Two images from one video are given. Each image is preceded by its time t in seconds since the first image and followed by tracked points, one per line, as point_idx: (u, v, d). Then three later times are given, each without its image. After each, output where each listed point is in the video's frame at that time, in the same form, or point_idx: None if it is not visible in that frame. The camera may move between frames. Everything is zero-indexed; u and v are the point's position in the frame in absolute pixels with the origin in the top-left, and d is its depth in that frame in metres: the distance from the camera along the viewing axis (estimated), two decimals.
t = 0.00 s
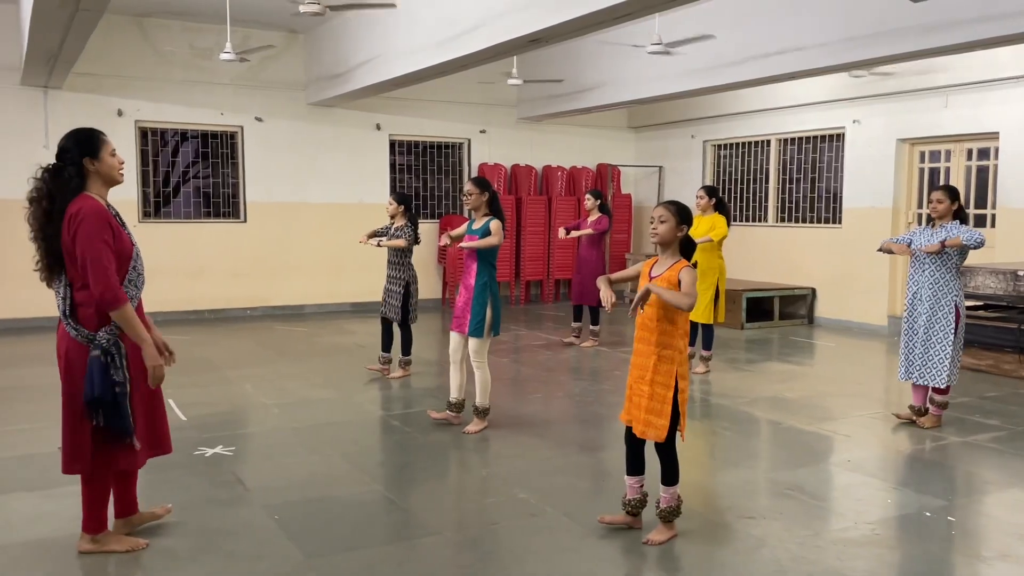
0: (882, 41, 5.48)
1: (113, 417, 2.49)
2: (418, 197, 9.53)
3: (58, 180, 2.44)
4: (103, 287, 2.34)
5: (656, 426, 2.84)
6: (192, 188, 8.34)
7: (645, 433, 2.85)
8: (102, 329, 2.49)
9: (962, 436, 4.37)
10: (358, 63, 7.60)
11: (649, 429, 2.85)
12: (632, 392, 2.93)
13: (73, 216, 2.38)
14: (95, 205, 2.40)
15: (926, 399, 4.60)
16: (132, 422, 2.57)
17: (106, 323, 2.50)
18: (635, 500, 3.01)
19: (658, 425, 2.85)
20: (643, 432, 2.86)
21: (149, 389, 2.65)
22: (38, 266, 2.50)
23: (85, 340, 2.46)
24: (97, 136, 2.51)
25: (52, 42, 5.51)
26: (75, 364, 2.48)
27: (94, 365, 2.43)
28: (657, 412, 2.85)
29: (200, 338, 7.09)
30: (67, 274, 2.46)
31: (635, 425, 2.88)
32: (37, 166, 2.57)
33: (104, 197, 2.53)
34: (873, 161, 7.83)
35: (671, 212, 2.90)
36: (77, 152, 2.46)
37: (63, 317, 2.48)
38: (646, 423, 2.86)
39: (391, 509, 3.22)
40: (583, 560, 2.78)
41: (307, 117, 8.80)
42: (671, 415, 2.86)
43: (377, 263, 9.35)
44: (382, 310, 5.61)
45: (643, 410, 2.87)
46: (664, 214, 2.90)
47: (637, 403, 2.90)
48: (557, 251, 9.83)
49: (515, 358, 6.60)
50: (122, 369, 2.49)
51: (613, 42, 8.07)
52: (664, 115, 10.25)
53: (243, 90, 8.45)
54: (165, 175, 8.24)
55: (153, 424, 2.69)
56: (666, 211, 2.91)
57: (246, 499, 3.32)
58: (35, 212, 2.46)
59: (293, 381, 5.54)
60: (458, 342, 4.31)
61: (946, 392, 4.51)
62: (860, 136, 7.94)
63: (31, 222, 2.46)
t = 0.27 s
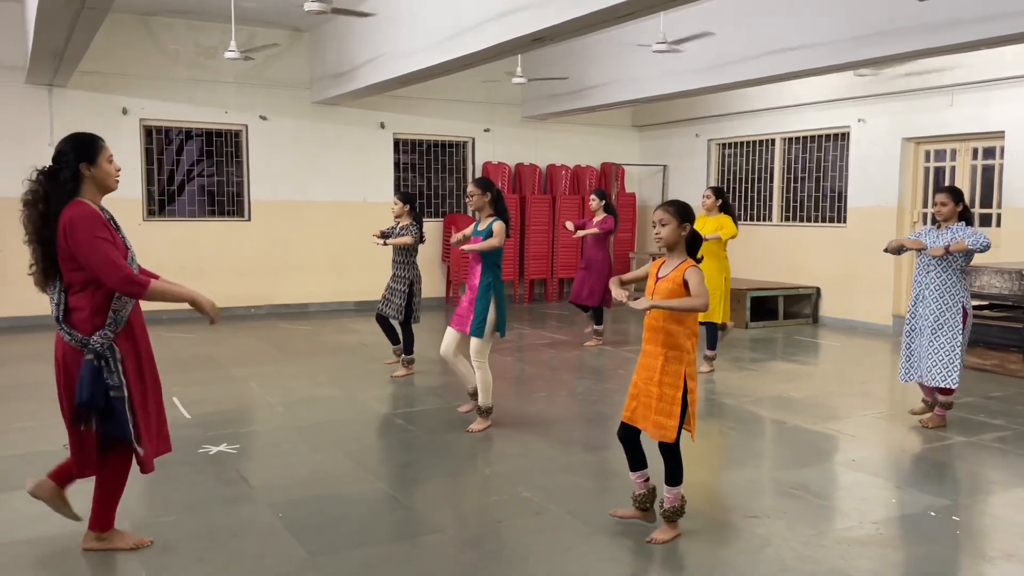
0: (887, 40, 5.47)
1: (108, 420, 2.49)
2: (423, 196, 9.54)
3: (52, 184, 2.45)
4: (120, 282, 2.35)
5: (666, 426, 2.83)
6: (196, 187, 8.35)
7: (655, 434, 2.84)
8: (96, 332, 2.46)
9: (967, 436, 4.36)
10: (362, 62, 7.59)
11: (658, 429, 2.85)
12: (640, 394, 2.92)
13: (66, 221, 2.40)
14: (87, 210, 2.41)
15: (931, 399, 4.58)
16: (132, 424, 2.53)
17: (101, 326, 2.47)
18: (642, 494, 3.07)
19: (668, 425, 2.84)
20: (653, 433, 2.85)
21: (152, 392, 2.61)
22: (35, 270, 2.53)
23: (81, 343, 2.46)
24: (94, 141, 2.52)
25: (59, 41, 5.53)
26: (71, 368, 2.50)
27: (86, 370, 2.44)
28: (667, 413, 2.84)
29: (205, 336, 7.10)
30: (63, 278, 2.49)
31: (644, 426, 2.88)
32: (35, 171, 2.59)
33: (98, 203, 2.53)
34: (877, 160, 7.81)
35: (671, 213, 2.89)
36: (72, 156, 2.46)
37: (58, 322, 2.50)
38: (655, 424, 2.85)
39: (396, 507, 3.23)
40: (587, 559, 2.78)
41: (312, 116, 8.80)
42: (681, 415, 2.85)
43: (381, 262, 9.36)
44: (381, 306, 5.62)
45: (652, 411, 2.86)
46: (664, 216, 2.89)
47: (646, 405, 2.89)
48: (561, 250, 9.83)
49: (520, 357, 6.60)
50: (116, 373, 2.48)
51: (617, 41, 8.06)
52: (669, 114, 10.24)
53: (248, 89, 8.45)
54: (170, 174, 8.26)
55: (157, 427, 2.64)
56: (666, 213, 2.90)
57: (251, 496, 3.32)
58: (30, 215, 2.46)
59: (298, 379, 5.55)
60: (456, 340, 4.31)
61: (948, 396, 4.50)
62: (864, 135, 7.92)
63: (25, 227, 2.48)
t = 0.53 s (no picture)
0: (891, 38, 5.46)
1: (113, 417, 2.49)
2: (425, 194, 9.54)
3: (48, 180, 2.45)
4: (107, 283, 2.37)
5: (663, 423, 2.83)
6: (199, 185, 8.36)
7: (652, 430, 2.84)
8: (99, 329, 2.48)
9: (970, 435, 4.36)
10: (366, 59, 7.59)
11: (655, 427, 2.84)
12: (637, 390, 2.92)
13: (62, 218, 2.41)
14: (82, 207, 2.42)
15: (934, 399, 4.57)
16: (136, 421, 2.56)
17: (105, 323, 2.49)
18: (648, 499, 3.03)
19: (664, 422, 2.83)
20: (649, 429, 2.85)
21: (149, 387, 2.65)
22: (30, 266, 2.53)
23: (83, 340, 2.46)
24: (89, 137, 2.52)
25: (62, 38, 5.53)
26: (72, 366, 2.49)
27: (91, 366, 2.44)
28: (664, 409, 2.84)
29: (208, 333, 7.11)
30: (61, 275, 2.49)
31: (641, 423, 2.87)
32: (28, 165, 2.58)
33: (92, 199, 2.54)
34: (881, 158, 7.80)
35: (672, 214, 2.89)
36: (67, 152, 2.47)
37: (60, 319, 2.49)
38: (652, 420, 2.85)
39: (399, 505, 3.23)
40: (590, 557, 2.78)
41: (315, 114, 8.81)
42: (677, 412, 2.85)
43: (383, 260, 9.36)
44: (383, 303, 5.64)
45: (648, 406, 2.86)
46: (664, 218, 2.89)
47: (643, 401, 2.89)
48: (564, 248, 9.82)
49: (522, 355, 6.60)
50: (120, 369, 2.50)
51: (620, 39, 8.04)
52: (672, 112, 10.22)
53: (251, 87, 8.46)
54: (173, 171, 8.26)
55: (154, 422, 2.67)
56: (667, 214, 2.89)
57: (254, 494, 3.33)
58: (23, 210, 2.46)
59: (300, 377, 5.56)
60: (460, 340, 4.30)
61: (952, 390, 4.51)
62: (868, 134, 7.90)
63: (21, 223, 2.48)
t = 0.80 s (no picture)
0: (894, 36, 5.44)
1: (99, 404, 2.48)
2: (427, 191, 9.54)
3: (44, 164, 2.44)
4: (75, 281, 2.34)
5: (647, 415, 2.86)
6: (202, 182, 8.36)
7: (638, 421, 2.88)
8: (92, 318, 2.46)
9: (972, 433, 4.35)
10: (368, 57, 7.59)
11: (640, 417, 2.87)
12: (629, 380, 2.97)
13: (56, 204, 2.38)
14: (78, 194, 2.40)
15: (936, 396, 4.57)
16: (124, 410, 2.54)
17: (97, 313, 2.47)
18: (651, 491, 3.03)
19: (649, 414, 2.85)
20: (635, 420, 2.89)
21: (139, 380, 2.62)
22: (20, 251, 2.49)
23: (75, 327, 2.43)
24: (88, 126, 2.52)
25: (65, 36, 5.53)
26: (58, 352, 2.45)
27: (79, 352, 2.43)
28: (649, 401, 2.86)
29: (210, 331, 7.12)
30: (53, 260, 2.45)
31: (630, 413, 2.92)
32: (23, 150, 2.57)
33: (86, 187, 2.53)
34: (883, 156, 7.79)
35: (673, 205, 2.90)
36: (65, 139, 2.46)
37: (52, 304, 2.44)
38: (637, 412, 2.88)
39: (400, 502, 3.24)
40: (591, 554, 2.78)
41: (317, 111, 8.81)
42: (663, 405, 2.85)
43: (386, 258, 9.36)
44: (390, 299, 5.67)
45: (635, 397, 2.90)
46: (666, 207, 2.90)
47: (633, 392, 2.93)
48: (566, 246, 9.81)
49: (524, 352, 6.60)
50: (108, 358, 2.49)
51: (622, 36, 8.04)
52: (674, 110, 10.21)
53: (253, 84, 8.46)
54: (175, 169, 8.26)
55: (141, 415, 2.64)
56: (669, 204, 2.90)
57: (257, 491, 3.34)
58: (18, 192, 2.44)
59: (303, 375, 5.56)
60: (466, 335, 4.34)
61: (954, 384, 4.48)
62: (871, 131, 7.89)
63: (14, 206, 2.46)
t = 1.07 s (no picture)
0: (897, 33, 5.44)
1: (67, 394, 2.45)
2: (429, 189, 9.54)
3: (29, 154, 2.42)
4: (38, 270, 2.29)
5: (647, 408, 2.86)
6: (204, 180, 8.37)
7: (638, 414, 2.89)
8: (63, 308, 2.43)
9: (974, 430, 4.36)
10: (370, 54, 7.59)
11: (642, 411, 2.87)
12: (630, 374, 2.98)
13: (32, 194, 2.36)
14: (57, 183, 2.37)
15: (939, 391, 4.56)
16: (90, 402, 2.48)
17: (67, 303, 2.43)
18: (652, 486, 3.04)
19: (649, 407, 2.86)
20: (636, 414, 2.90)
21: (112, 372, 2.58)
22: None
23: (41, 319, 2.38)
24: (74, 118, 2.51)
25: (67, 34, 5.54)
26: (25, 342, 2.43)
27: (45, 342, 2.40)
28: (649, 394, 2.86)
29: (213, 328, 7.14)
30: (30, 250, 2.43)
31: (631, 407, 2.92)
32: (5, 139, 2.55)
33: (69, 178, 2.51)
34: (885, 153, 7.78)
35: (670, 200, 2.90)
36: (50, 129, 2.45)
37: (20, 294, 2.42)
38: (638, 405, 2.89)
39: (402, 499, 3.25)
40: (592, 551, 2.79)
41: (319, 109, 8.82)
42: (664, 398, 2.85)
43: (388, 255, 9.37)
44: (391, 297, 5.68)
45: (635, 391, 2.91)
46: (662, 202, 2.90)
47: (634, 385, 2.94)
48: (567, 243, 9.81)
49: (526, 350, 6.61)
50: (77, 348, 2.46)
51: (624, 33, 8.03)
52: (676, 107, 10.21)
53: (255, 82, 8.47)
54: (177, 167, 8.27)
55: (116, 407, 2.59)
56: (665, 199, 2.90)
57: (259, 488, 3.35)
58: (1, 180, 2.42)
59: (305, 372, 5.57)
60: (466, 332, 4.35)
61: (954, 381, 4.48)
62: (873, 128, 7.88)
63: None
